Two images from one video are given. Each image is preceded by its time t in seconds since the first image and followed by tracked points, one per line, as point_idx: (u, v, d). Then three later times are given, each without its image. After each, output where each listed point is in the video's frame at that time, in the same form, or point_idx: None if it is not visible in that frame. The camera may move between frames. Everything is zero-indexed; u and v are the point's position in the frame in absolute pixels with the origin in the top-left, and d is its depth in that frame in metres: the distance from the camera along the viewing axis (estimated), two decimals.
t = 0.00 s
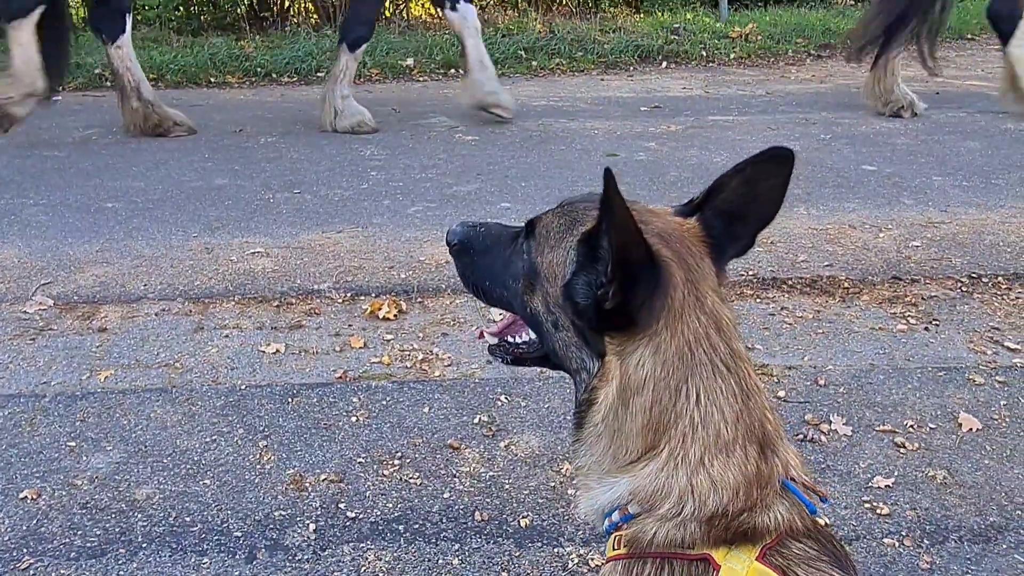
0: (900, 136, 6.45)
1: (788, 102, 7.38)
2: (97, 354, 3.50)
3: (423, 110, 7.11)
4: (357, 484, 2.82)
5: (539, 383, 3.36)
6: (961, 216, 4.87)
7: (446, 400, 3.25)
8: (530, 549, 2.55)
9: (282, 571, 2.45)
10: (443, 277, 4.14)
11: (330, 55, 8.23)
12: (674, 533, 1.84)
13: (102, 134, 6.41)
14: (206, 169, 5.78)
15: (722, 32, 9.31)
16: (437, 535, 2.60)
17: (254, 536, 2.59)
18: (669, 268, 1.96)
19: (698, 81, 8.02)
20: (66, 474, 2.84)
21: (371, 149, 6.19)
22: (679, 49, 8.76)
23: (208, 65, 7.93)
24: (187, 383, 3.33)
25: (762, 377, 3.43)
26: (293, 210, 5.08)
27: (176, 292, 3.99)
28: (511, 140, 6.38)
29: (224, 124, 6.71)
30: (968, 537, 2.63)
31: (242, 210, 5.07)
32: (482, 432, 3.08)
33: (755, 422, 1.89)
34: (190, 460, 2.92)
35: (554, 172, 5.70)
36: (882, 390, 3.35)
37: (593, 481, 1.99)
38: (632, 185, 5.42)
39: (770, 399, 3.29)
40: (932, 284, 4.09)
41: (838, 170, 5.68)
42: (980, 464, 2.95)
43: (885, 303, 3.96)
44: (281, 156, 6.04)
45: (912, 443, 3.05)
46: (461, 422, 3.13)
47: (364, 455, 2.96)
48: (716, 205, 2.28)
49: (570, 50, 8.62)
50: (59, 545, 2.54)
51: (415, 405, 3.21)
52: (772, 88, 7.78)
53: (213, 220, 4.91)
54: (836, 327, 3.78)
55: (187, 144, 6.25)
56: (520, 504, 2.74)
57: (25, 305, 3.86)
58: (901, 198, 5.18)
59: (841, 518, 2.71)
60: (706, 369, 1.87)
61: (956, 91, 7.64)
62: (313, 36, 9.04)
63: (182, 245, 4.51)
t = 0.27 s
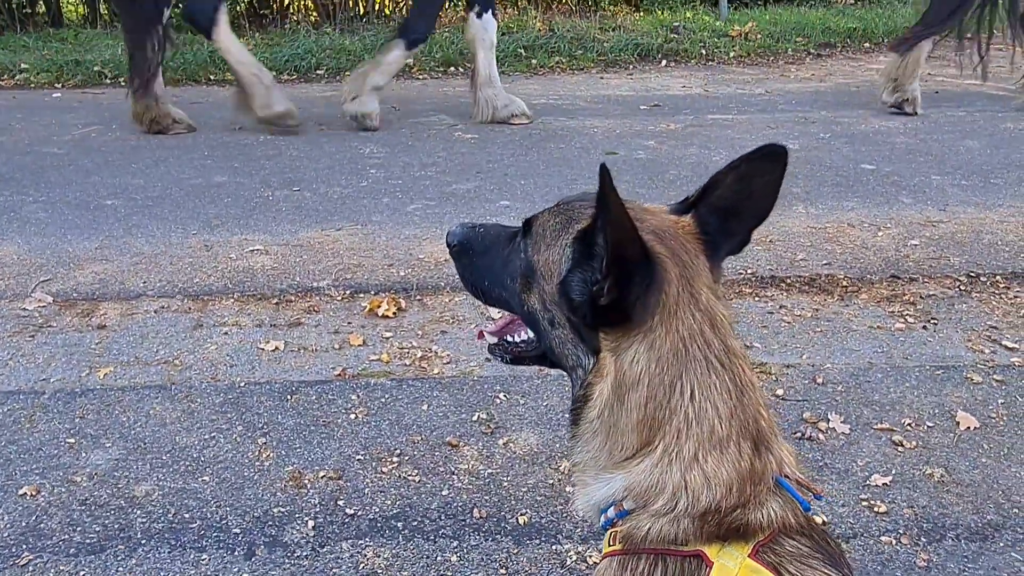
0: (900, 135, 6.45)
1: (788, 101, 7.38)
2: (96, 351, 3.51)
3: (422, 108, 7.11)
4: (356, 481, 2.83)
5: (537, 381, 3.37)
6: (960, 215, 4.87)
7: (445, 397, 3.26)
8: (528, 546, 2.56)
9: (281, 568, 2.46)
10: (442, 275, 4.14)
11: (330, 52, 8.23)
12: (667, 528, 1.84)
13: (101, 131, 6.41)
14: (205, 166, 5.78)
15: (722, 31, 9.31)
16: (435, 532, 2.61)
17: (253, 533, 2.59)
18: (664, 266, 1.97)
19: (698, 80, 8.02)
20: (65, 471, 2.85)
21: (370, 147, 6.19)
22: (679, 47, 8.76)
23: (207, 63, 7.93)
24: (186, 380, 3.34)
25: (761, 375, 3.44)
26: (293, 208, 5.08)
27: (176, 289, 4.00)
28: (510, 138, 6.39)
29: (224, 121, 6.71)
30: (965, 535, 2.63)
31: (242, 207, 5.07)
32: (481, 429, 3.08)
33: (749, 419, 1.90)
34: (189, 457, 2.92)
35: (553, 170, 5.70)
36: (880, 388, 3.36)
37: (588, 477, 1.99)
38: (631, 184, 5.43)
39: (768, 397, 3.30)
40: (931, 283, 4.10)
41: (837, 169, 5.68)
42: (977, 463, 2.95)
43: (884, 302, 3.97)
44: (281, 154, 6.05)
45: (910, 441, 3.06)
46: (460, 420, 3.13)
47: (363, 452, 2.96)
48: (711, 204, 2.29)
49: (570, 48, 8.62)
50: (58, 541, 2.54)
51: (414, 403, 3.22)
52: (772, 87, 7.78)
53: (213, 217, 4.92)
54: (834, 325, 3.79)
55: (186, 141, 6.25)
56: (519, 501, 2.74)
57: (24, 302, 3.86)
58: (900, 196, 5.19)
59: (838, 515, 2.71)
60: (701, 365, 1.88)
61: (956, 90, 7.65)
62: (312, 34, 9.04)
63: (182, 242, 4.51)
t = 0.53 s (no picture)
0: (899, 134, 6.46)
1: (787, 101, 7.38)
2: (96, 350, 3.51)
3: (422, 108, 7.11)
4: (355, 480, 2.83)
5: (536, 380, 3.37)
6: (959, 214, 4.88)
7: (444, 396, 3.26)
8: (527, 545, 2.57)
9: (280, 566, 2.47)
10: (441, 274, 4.15)
11: (329, 52, 8.23)
12: (662, 526, 1.84)
13: (101, 130, 6.41)
14: (205, 165, 5.78)
15: (721, 30, 9.31)
16: (434, 531, 2.62)
17: (252, 532, 2.60)
18: (666, 266, 1.99)
19: (698, 79, 8.02)
20: (64, 470, 2.85)
21: (370, 147, 6.20)
22: (678, 47, 8.75)
23: (206, 62, 7.93)
24: (186, 379, 3.34)
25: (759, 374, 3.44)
26: (292, 207, 5.08)
27: (175, 288, 4.00)
28: (509, 138, 6.39)
29: (223, 120, 6.72)
30: (963, 534, 2.64)
31: (241, 207, 5.08)
32: (480, 428, 3.09)
33: (746, 420, 1.90)
34: (189, 456, 2.93)
35: (552, 170, 5.71)
36: (879, 387, 3.36)
37: (585, 475, 2.00)
38: (630, 183, 5.43)
39: (767, 396, 3.30)
40: (929, 282, 4.10)
41: (836, 169, 5.69)
42: (975, 462, 2.96)
43: (882, 301, 3.98)
44: (280, 153, 6.05)
45: (909, 440, 3.06)
46: (458, 419, 3.14)
47: (362, 451, 2.97)
48: (715, 206, 2.28)
49: (569, 47, 8.62)
50: (58, 540, 2.55)
51: (413, 402, 3.23)
52: (772, 87, 7.78)
53: (212, 217, 4.92)
54: (832, 324, 3.79)
55: (185, 140, 6.26)
56: (517, 500, 2.75)
57: (24, 302, 3.87)
58: (899, 196, 5.20)
59: (836, 514, 2.72)
60: (698, 365, 1.89)
61: (955, 90, 7.65)
62: (312, 33, 9.04)
63: (181, 242, 4.52)
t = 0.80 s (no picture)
0: (898, 135, 6.46)
1: (786, 101, 7.39)
2: (96, 351, 3.52)
3: (421, 108, 7.12)
4: (354, 480, 2.84)
5: (535, 380, 3.38)
6: (958, 215, 4.89)
7: (444, 396, 3.27)
8: (526, 544, 2.57)
9: (280, 566, 2.47)
10: (441, 275, 4.16)
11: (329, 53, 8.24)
12: (647, 527, 1.82)
13: (101, 130, 6.42)
14: (205, 166, 5.79)
15: (721, 31, 9.32)
16: (433, 531, 2.62)
17: (252, 532, 2.61)
18: (645, 263, 1.99)
19: (697, 79, 8.03)
20: (65, 470, 2.86)
21: (369, 147, 6.21)
22: (677, 47, 8.76)
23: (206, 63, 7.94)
24: (186, 379, 3.35)
25: (758, 374, 3.45)
26: (291, 208, 5.09)
27: (175, 289, 4.01)
28: (509, 138, 6.40)
29: (223, 120, 6.72)
30: (960, 533, 2.65)
31: (241, 207, 5.08)
32: (479, 428, 3.10)
33: (725, 423, 1.87)
34: (189, 456, 2.93)
35: (551, 170, 5.72)
36: (877, 387, 3.37)
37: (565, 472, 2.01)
38: (629, 184, 5.44)
39: (766, 396, 3.31)
40: (928, 282, 4.11)
41: (835, 169, 5.70)
42: (973, 462, 2.97)
43: (881, 301, 3.98)
44: (280, 154, 6.06)
45: (907, 440, 3.07)
46: (458, 419, 3.15)
47: (361, 451, 2.97)
48: (718, 209, 2.11)
49: (569, 48, 8.63)
50: (58, 540, 2.55)
51: (413, 402, 3.23)
52: (771, 87, 7.79)
53: (212, 217, 4.93)
54: (831, 324, 3.80)
55: (185, 141, 6.27)
56: (516, 500, 2.76)
57: (24, 302, 3.87)
58: (898, 196, 5.20)
59: (834, 514, 2.73)
60: (672, 366, 1.87)
61: (954, 90, 7.66)
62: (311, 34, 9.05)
63: (181, 242, 4.52)
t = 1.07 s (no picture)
0: (898, 136, 6.47)
1: (786, 102, 7.40)
2: (97, 351, 3.52)
3: (422, 109, 7.12)
4: (355, 481, 2.84)
5: (536, 380, 3.39)
6: (958, 216, 4.89)
7: (445, 397, 3.27)
8: (526, 545, 2.58)
9: (282, 567, 2.48)
10: (441, 276, 4.16)
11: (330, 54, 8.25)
12: (644, 519, 1.86)
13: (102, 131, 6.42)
14: (206, 167, 5.80)
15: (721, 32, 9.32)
16: (434, 531, 2.63)
17: (254, 532, 2.61)
18: (693, 257, 1.95)
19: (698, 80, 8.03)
20: (66, 471, 2.86)
21: (370, 148, 6.21)
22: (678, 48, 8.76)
23: (207, 64, 7.95)
24: (187, 380, 3.36)
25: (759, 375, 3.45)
26: (292, 209, 5.10)
27: (176, 290, 4.01)
28: (510, 139, 6.41)
29: (224, 121, 6.73)
30: (961, 534, 2.65)
31: (242, 208, 5.09)
32: (480, 429, 3.10)
33: (740, 427, 1.85)
34: (190, 457, 2.94)
35: (552, 171, 5.72)
36: (878, 387, 3.37)
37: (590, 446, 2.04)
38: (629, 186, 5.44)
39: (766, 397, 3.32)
40: (928, 283, 4.12)
41: (835, 170, 5.70)
42: (974, 462, 2.97)
43: (881, 302, 3.99)
44: (281, 155, 6.07)
45: (908, 440, 3.07)
46: (459, 420, 3.15)
47: (362, 452, 2.98)
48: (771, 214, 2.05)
49: (569, 49, 8.64)
50: (60, 540, 2.56)
51: (414, 402, 3.24)
52: (772, 88, 7.79)
53: (213, 218, 4.94)
54: (831, 325, 3.80)
55: (187, 142, 6.27)
56: (517, 500, 2.76)
57: (25, 303, 3.88)
58: (898, 197, 5.21)
59: (834, 514, 2.73)
60: (699, 363, 1.85)
61: (955, 91, 7.66)
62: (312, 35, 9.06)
63: (182, 243, 4.53)
